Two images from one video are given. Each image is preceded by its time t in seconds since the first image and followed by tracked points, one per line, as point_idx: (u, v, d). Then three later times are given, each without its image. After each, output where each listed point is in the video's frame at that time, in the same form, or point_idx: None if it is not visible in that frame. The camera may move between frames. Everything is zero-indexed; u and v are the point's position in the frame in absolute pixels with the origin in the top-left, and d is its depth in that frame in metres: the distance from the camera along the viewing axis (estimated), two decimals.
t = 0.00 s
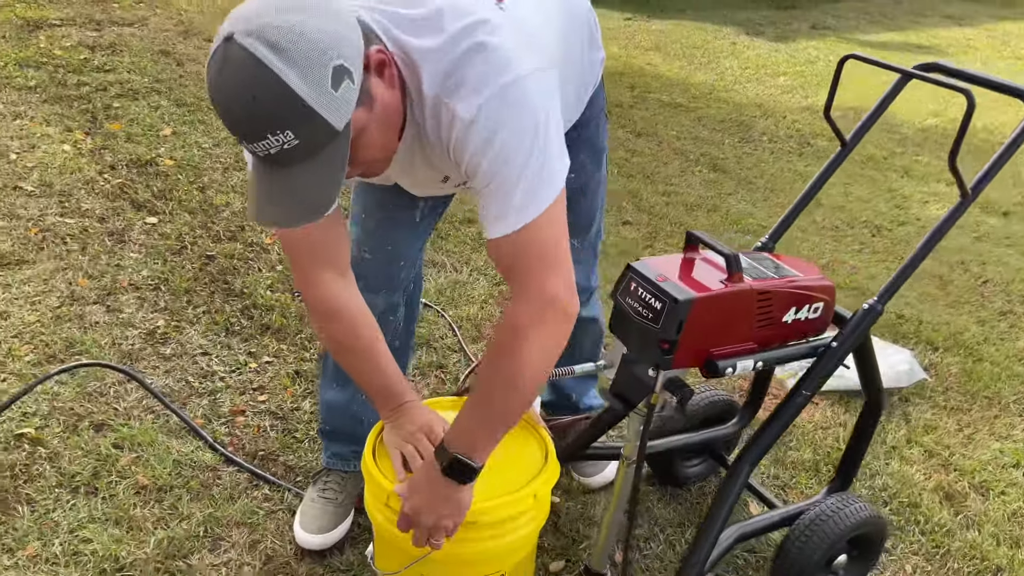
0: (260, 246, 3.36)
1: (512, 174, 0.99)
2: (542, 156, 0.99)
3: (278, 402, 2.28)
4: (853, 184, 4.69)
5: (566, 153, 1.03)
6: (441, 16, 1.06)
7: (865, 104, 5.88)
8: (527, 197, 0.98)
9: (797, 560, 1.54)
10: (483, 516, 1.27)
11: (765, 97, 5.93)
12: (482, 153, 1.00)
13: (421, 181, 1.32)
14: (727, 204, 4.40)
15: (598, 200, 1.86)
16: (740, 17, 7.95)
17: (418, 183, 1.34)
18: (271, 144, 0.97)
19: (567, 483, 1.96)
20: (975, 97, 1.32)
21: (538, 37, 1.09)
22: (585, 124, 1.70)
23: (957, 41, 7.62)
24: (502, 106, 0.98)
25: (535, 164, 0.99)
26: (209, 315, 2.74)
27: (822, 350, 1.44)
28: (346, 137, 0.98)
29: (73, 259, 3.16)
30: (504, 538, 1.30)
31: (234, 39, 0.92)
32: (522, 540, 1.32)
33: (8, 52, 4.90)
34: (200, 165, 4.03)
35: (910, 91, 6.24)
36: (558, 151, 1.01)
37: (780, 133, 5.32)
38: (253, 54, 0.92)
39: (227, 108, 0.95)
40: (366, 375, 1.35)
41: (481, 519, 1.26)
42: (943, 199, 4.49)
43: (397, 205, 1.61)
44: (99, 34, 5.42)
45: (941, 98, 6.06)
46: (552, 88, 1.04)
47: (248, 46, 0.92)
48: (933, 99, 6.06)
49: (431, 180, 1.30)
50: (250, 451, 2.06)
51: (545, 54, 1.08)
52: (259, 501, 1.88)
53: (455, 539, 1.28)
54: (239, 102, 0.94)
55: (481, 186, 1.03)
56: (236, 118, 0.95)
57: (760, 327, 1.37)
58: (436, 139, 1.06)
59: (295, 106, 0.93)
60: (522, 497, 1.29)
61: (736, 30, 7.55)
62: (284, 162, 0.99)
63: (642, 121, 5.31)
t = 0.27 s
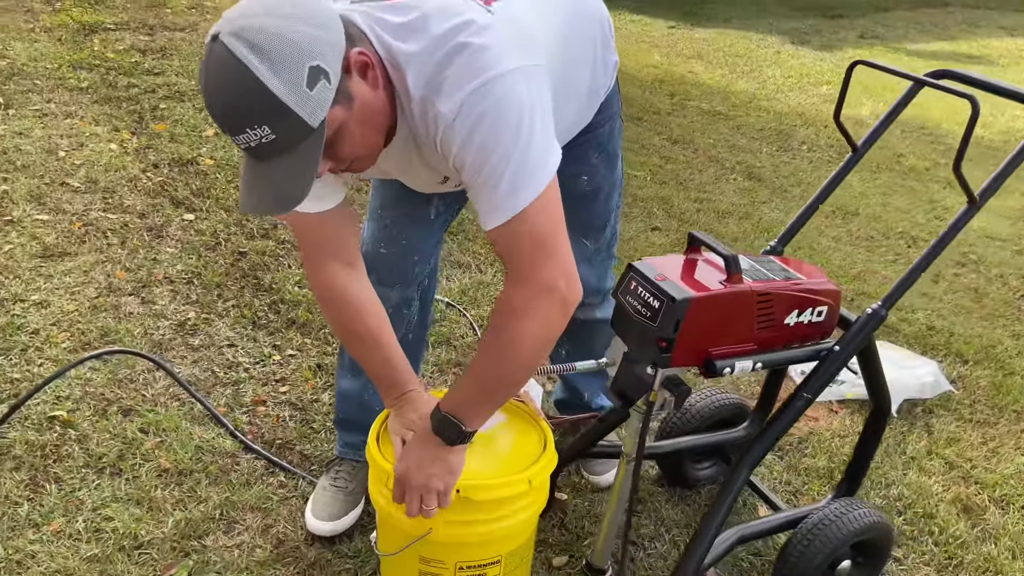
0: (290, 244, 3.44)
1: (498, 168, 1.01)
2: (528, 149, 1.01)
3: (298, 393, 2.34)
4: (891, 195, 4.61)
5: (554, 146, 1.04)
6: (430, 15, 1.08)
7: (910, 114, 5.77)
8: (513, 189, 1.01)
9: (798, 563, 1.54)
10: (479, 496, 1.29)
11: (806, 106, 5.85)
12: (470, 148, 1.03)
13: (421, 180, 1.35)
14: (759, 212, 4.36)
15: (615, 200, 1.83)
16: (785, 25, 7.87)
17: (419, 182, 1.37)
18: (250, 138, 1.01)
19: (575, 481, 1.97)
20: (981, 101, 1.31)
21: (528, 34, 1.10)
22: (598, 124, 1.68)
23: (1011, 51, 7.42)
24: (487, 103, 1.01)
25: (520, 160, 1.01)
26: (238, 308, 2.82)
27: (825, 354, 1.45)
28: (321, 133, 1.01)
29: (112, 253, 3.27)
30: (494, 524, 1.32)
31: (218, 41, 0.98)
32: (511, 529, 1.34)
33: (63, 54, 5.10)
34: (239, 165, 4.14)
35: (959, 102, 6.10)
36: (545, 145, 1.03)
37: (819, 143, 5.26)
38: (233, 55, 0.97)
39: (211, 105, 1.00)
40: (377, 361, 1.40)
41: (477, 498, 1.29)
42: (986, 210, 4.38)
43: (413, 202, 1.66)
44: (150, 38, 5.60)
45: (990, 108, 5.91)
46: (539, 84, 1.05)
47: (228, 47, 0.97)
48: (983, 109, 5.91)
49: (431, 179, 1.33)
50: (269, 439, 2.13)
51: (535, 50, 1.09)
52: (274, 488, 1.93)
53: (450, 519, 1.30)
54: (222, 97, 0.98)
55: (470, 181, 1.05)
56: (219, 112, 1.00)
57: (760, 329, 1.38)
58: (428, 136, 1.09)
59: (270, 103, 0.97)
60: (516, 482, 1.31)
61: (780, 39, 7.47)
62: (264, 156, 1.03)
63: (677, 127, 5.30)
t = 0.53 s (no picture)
0: (323, 239, 3.51)
1: (475, 151, 1.02)
2: (508, 133, 1.01)
3: (323, 382, 2.39)
4: (933, 204, 4.51)
5: (538, 132, 1.04)
6: None
7: (956, 123, 5.63)
8: (487, 172, 1.01)
9: (809, 563, 1.52)
10: (486, 487, 1.30)
11: (849, 115, 5.75)
12: (450, 129, 1.04)
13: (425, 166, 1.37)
14: (794, 218, 4.30)
15: (637, 197, 1.82)
16: (831, 34, 7.75)
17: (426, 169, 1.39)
18: (237, 113, 1.04)
19: (590, 475, 1.98)
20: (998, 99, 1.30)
21: (525, 20, 1.10)
22: (620, 120, 1.67)
23: None
24: (468, 87, 1.02)
25: (498, 145, 1.01)
26: (269, 300, 2.88)
27: (839, 351, 1.45)
28: (302, 112, 1.03)
29: (150, 244, 3.37)
30: (502, 512, 1.33)
31: (210, 20, 1.02)
32: (517, 518, 1.35)
33: (113, 55, 5.26)
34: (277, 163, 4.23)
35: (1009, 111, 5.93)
36: (524, 129, 1.03)
37: (860, 151, 5.17)
38: (221, 33, 1.01)
39: (201, 82, 1.04)
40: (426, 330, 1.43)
41: (481, 490, 1.30)
42: None
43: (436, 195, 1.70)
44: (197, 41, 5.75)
45: None
46: (528, 70, 1.05)
47: (217, 25, 1.01)
48: None
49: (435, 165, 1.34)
50: (291, 425, 2.17)
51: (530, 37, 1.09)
52: (294, 472, 1.97)
53: (456, 507, 1.32)
54: (212, 73, 1.02)
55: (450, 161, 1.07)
56: (209, 87, 1.03)
57: (773, 323, 1.37)
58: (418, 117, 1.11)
59: (252, 80, 1.00)
60: (524, 473, 1.33)
61: (825, 48, 7.37)
62: (250, 132, 1.06)
63: (714, 133, 5.25)
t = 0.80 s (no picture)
0: (345, 240, 3.57)
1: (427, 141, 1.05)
2: (456, 126, 1.04)
3: (335, 377, 2.44)
4: (966, 220, 4.42)
5: (492, 129, 1.07)
6: None
7: (994, 139, 5.51)
8: (435, 162, 1.04)
9: (804, 565, 1.51)
10: (477, 472, 1.33)
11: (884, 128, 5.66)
12: (406, 121, 1.08)
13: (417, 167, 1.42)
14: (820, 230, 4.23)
15: (648, 201, 1.80)
16: (869, 49, 7.64)
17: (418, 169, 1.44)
18: (211, 112, 1.15)
19: (592, 475, 2.00)
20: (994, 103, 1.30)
21: (493, 25, 1.15)
22: (632, 125, 1.66)
23: None
24: (422, 81, 1.06)
25: (445, 135, 1.04)
26: (289, 297, 2.94)
27: (832, 353, 1.47)
28: (267, 112, 1.12)
29: (178, 242, 3.44)
30: (495, 498, 1.36)
31: (190, 28, 1.13)
32: (510, 505, 1.38)
33: (154, 62, 5.41)
34: (305, 167, 4.30)
35: None
36: (475, 122, 1.06)
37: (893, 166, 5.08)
38: (196, 40, 1.11)
39: (182, 83, 1.15)
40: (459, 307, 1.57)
41: (471, 475, 1.33)
42: None
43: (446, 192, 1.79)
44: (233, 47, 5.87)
45: None
46: (485, 71, 1.10)
47: (194, 33, 1.12)
48: None
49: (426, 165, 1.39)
50: (302, 417, 2.22)
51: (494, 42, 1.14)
52: (301, 462, 2.02)
53: (447, 492, 1.35)
54: (187, 73, 1.13)
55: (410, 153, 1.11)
56: (186, 86, 1.14)
57: (765, 324, 1.39)
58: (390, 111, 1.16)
59: (221, 83, 1.11)
60: (514, 460, 1.35)
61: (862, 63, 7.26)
62: (225, 130, 1.17)
63: (744, 145, 5.19)
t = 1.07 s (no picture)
0: (365, 252, 3.62)
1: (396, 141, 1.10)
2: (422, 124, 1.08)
3: (347, 386, 2.49)
4: (998, 244, 4.32)
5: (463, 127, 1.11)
6: (378, 13, 1.24)
7: None
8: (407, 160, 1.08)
9: None
10: (472, 481, 1.35)
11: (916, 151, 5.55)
12: (377, 124, 1.13)
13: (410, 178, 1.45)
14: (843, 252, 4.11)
15: (649, 222, 1.83)
16: (905, 70, 7.52)
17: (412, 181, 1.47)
18: (199, 121, 1.24)
19: (595, 489, 2.00)
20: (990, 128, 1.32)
21: (467, 35, 1.21)
22: (631, 147, 1.69)
23: None
24: (391, 86, 1.11)
25: (411, 135, 1.08)
26: (307, 307, 3.00)
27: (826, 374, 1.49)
28: (246, 121, 1.20)
29: (203, 252, 3.48)
30: (492, 508, 1.38)
31: (181, 43, 1.23)
32: (507, 514, 1.41)
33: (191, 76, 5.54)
34: (331, 181, 4.37)
35: None
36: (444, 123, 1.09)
37: (922, 188, 4.96)
38: (185, 54, 1.21)
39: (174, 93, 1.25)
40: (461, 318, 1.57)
41: (467, 484, 1.35)
42: None
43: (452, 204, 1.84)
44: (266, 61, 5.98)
45: None
46: (454, 76, 1.15)
47: (183, 48, 1.21)
48: None
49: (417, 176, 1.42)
50: (312, 424, 2.27)
51: (468, 50, 1.20)
52: (309, 467, 2.07)
53: (442, 500, 1.37)
54: (176, 84, 1.23)
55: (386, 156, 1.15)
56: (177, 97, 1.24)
57: (760, 342, 1.40)
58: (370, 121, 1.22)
59: (204, 94, 1.19)
60: (510, 470, 1.37)
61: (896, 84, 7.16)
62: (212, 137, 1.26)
63: (771, 165, 5.07)
